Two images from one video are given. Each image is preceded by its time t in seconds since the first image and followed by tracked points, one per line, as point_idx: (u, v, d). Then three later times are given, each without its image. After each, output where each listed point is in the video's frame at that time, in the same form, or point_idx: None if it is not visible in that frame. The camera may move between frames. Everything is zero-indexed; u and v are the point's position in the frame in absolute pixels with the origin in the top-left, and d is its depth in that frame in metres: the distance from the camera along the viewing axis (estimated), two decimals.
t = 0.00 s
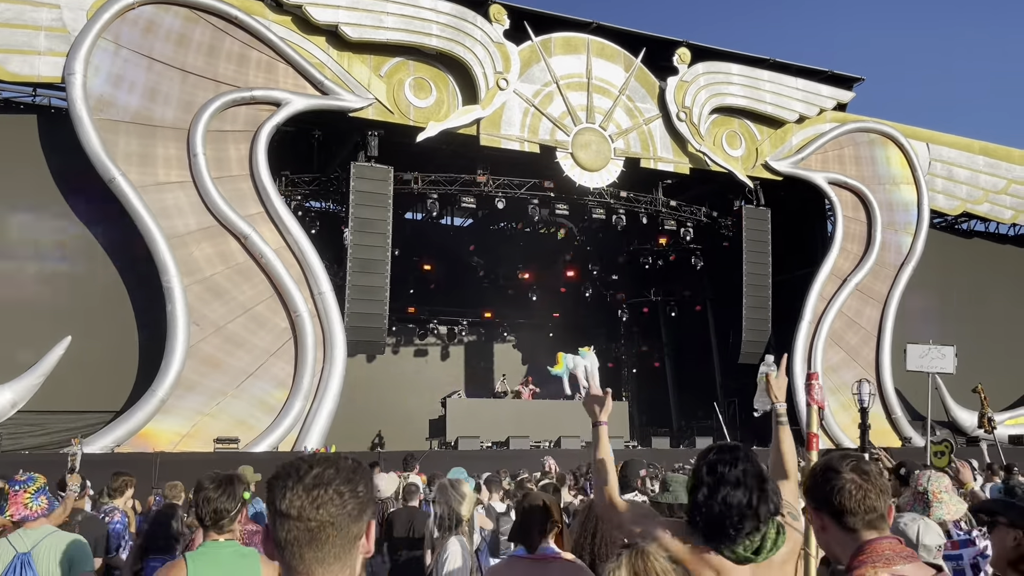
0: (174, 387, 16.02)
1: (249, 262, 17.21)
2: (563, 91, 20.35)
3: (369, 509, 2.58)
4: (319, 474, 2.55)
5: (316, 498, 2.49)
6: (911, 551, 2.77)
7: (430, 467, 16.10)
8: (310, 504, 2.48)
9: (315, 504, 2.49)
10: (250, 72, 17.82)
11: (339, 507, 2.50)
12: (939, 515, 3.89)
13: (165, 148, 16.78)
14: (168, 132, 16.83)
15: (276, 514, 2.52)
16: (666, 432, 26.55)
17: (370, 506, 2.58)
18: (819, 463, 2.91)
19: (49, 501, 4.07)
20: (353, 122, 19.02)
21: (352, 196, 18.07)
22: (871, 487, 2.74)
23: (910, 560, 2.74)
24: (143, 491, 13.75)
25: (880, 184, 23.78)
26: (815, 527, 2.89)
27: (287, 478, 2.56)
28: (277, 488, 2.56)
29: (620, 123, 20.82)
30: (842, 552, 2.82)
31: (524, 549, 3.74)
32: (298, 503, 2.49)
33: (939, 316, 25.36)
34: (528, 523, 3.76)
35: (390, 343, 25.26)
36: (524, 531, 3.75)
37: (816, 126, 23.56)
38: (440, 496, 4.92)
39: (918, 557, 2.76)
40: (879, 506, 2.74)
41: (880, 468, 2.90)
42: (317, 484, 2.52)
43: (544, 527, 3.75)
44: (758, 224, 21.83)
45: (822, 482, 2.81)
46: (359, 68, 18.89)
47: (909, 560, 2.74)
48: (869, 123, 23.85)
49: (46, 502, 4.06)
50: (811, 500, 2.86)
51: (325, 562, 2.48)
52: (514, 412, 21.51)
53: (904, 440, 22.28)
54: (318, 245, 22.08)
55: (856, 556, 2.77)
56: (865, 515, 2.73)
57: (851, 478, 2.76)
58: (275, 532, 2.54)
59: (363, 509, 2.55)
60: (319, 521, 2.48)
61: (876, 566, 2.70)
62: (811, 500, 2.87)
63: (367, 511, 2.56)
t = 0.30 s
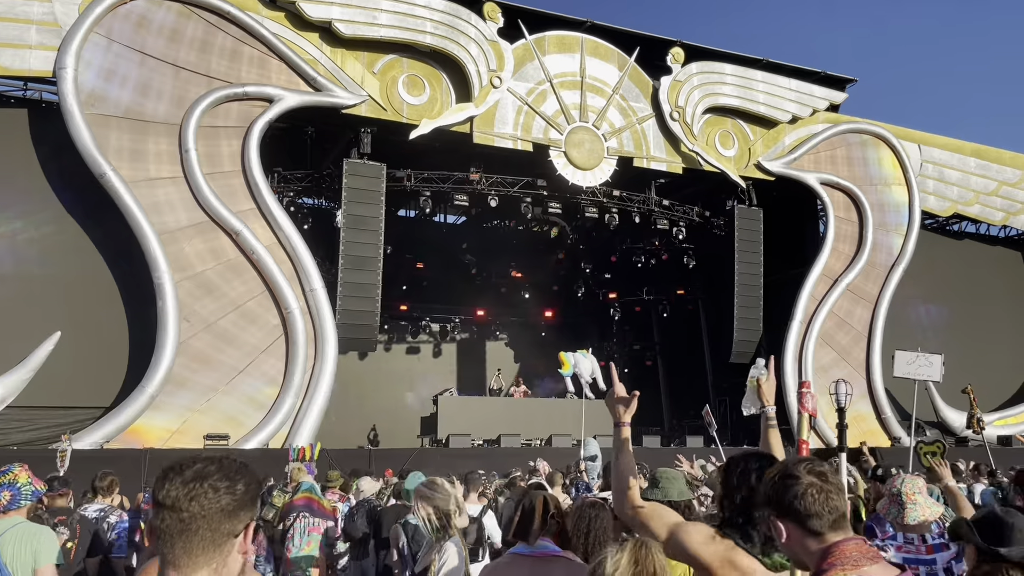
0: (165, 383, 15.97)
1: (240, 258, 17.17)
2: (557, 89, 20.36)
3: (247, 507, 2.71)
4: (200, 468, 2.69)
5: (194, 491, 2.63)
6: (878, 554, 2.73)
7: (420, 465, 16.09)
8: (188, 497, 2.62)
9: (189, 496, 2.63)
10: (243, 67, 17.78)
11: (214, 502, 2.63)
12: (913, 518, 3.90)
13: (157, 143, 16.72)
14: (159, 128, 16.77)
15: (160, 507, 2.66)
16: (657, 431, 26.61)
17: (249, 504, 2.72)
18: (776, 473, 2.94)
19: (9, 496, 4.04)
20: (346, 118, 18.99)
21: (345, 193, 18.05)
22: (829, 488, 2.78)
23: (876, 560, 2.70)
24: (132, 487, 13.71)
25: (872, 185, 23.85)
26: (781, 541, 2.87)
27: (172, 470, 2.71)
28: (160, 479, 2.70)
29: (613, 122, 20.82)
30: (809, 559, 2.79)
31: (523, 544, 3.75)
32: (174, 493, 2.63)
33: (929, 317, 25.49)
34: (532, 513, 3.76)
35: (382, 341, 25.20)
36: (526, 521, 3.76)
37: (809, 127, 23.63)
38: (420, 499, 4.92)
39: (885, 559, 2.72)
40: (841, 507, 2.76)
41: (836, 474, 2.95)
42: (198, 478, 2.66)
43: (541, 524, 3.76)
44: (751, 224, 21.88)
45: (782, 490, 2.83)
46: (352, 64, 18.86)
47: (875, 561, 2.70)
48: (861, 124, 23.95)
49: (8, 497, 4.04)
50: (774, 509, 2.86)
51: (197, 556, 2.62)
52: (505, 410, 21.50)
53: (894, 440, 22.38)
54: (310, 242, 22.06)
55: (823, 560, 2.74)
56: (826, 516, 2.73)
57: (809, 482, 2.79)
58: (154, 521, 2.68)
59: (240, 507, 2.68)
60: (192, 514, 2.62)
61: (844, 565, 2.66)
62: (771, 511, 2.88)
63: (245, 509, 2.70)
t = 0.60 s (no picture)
0: (151, 379, 15.91)
1: (228, 254, 17.12)
2: (547, 87, 20.35)
3: (166, 506, 2.48)
4: (126, 464, 2.52)
5: (115, 482, 2.45)
6: (829, 558, 2.75)
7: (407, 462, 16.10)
8: (107, 488, 2.44)
9: (108, 489, 2.44)
10: (232, 62, 17.70)
11: (131, 496, 2.43)
12: (881, 515, 3.94)
13: (144, 138, 16.65)
14: (147, 122, 16.70)
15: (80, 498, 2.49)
16: (646, 429, 26.72)
17: (171, 504, 2.49)
18: (765, 454, 2.90)
19: None
20: (335, 114, 18.94)
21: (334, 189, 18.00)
22: (798, 484, 2.74)
23: (822, 565, 2.72)
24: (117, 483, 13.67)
25: (861, 185, 23.94)
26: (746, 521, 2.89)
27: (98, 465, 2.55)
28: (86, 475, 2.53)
29: (604, 120, 20.84)
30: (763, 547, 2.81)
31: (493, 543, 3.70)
32: (94, 485, 2.45)
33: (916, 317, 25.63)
34: (499, 512, 3.78)
35: (371, 337, 25.24)
36: (494, 519, 3.76)
37: (799, 127, 23.69)
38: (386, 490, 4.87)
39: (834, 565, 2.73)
40: (803, 505, 2.74)
41: (817, 469, 2.89)
42: (120, 471, 2.49)
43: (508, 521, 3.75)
44: (740, 223, 21.94)
45: (753, 474, 2.81)
46: (342, 60, 18.80)
47: (821, 566, 2.72)
48: (851, 125, 24.02)
49: None
50: (745, 489, 2.84)
51: (106, 550, 2.40)
52: (494, 407, 21.56)
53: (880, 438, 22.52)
54: (299, 238, 22.02)
55: (773, 553, 2.76)
56: (785, 514, 2.73)
57: (780, 473, 2.77)
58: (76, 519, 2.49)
59: (158, 505, 2.46)
60: (105, 505, 2.42)
61: (785, 567, 2.69)
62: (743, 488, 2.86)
63: (164, 509, 2.47)
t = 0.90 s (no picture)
0: (138, 375, 15.86)
1: (217, 250, 17.08)
2: (538, 85, 20.36)
3: (150, 497, 2.55)
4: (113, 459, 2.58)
5: (104, 475, 2.51)
6: (784, 549, 2.77)
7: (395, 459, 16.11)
8: (95, 480, 2.49)
9: (96, 481, 2.49)
10: (221, 57, 17.65)
11: (116, 487, 2.49)
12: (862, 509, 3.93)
13: (133, 132, 16.58)
14: (136, 117, 16.63)
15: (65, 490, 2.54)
16: (635, 427, 26.80)
17: (154, 497, 2.57)
18: (722, 446, 2.94)
19: None
20: (325, 111, 18.90)
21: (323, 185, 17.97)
22: (752, 476, 2.77)
23: (774, 556, 2.73)
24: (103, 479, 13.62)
25: (849, 184, 24.06)
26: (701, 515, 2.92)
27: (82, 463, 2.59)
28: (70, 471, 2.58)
29: (594, 118, 20.87)
30: (718, 538, 2.84)
31: (459, 546, 3.74)
32: (82, 477, 2.50)
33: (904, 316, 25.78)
34: (463, 516, 3.77)
35: (361, 334, 25.24)
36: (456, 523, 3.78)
37: (788, 126, 23.73)
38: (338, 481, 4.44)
39: (788, 555, 2.75)
40: (758, 496, 2.77)
41: (770, 462, 2.92)
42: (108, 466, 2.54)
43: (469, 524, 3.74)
44: (729, 222, 22.01)
45: (707, 466, 2.85)
46: (332, 56, 18.75)
47: (773, 557, 2.73)
48: (839, 124, 24.13)
49: None
50: (700, 482, 2.89)
51: (90, 538, 2.45)
52: (483, 404, 21.58)
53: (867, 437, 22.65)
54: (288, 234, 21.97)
55: (727, 543, 2.79)
56: (739, 504, 2.76)
57: (732, 464, 2.80)
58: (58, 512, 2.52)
59: (142, 495, 2.53)
60: (92, 496, 2.47)
61: (730, 558, 2.73)
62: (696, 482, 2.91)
63: (147, 502, 2.54)
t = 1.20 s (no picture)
0: (125, 370, 15.79)
1: (204, 245, 17.02)
2: (527, 81, 20.35)
3: (175, 484, 2.82)
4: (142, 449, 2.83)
5: (138, 462, 2.75)
6: (768, 544, 2.80)
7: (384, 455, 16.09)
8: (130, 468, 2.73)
9: (130, 466, 2.73)
10: (209, 52, 17.57)
11: (149, 473, 2.75)
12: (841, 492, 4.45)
13: (120, 127, 16.48)
14: (123, 111, 16.54)
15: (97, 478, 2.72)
16: (623, 424, 26.89)
17: (179, 484, 2.83)
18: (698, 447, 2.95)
19: None
20: (314, 106, 18.84)
21: (312, 181, 17.92)
22: (732, 476, 2.79)
23: (756, 553, 2.75)
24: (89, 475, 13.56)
25: (837, 182, 24.17)
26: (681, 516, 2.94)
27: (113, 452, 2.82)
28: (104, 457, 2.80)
29: (583, 115, 20.90)
30: (701, 536, 2.86)
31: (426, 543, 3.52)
32: (119, 463, 2.73)
33: (890, 315, 25.93)
34: (433, 513, 3.60)
35: (349, 330, 25.20)
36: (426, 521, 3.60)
37: (777, 124, 23.86)
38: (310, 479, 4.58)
39: (771, 551, 2.77)
40: (738, 496, 2.79)
41: (748, 461, 2.95)
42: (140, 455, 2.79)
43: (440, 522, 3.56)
44: (718, 220, 22.06)
45: (687, 467, 2.87)
46: (321, 52, 18.69)
47: (755, 554, 2.75)
48: (828, 123, 24.26)
49: None
50: (680, 483, 2.91)
51: (127, 520, 2.67)
52: (471, 401, 21.56)
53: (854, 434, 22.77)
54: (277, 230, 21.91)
55: (711, 542, 2.81)
56: (722, 505, 2.78)
57: (712, 465, 2.82)
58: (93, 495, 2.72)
59: (171, 481, 2.81)
60: (130, 480, 2.70)
61: (715, 555, 2.75)
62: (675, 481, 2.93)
63: (173, 488, 2.80)
